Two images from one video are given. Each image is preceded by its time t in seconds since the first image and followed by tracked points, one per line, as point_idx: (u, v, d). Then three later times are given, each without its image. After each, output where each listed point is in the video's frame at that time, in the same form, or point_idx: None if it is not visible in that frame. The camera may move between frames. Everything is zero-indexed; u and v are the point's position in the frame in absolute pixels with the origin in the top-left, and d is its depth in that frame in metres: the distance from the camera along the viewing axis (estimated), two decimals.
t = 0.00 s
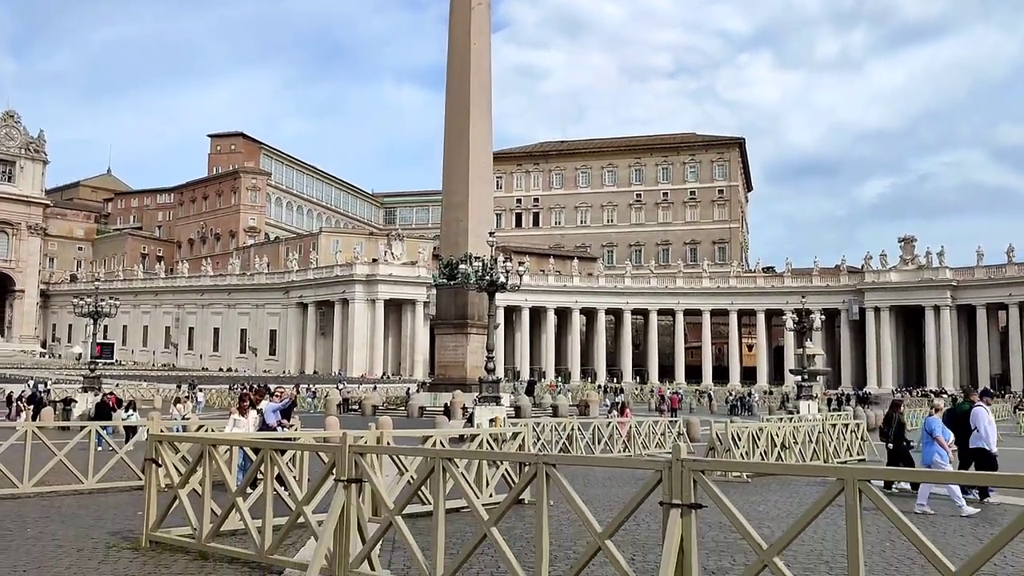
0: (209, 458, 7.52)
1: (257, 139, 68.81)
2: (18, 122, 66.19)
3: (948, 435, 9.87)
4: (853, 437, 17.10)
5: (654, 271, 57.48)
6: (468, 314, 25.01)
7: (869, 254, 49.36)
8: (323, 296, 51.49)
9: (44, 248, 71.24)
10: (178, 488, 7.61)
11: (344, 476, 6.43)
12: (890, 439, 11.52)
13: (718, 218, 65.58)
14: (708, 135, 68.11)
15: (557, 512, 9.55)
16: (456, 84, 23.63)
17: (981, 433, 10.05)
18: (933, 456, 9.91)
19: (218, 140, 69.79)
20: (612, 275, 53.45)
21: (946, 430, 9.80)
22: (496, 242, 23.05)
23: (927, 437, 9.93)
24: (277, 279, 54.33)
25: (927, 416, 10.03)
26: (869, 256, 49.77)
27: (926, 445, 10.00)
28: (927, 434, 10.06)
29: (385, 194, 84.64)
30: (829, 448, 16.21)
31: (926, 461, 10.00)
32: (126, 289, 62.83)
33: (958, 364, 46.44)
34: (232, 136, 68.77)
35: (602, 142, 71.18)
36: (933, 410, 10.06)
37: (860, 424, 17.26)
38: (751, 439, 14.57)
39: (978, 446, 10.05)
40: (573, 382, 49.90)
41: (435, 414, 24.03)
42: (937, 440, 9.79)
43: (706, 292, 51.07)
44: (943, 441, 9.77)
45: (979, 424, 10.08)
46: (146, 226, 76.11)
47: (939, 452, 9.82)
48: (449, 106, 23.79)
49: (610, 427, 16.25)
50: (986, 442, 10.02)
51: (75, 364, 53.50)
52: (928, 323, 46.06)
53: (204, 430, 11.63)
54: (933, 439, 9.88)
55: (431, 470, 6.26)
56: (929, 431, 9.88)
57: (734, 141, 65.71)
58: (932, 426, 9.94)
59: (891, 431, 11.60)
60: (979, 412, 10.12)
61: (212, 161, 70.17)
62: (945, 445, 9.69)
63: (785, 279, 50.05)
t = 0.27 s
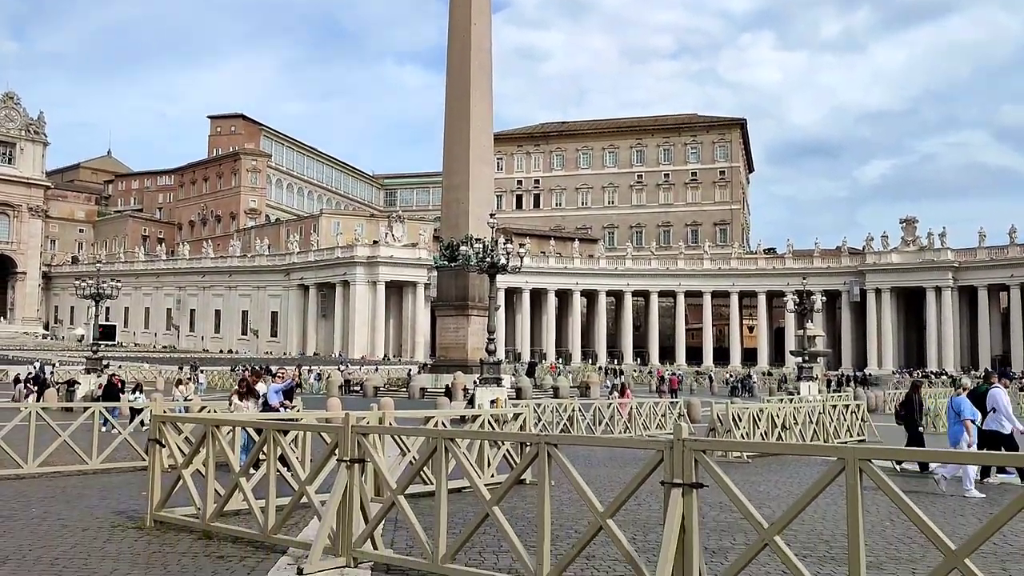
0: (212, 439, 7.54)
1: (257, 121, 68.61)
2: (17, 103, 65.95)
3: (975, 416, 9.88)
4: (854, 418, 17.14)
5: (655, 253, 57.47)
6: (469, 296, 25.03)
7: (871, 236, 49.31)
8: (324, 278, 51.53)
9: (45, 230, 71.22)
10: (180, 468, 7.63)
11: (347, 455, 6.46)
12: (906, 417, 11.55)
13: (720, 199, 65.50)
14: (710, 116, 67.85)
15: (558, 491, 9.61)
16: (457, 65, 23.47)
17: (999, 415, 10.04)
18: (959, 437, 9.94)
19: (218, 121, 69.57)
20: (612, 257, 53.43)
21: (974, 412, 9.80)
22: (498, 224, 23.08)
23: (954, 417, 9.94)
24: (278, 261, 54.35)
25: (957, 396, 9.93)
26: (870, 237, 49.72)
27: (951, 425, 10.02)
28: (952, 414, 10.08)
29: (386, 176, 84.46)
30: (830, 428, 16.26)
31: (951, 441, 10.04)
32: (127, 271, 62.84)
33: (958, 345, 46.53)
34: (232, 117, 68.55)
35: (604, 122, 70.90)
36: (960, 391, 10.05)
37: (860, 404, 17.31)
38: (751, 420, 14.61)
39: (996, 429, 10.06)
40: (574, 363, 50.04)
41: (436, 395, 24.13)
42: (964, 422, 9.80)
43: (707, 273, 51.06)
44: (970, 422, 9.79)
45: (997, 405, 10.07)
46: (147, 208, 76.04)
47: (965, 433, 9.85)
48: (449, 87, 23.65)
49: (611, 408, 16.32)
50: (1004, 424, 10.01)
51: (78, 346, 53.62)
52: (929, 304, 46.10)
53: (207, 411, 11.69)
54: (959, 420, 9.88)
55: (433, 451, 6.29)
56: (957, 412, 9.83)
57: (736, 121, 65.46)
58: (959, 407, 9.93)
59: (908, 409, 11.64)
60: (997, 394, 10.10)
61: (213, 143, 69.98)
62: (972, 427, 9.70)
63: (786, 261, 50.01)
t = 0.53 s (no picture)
0: (201, 424, 7.52)
1: (242, 105, 68.09)
2: None
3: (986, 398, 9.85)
4: (841, 401, 17.26)
5: (643, 236, 57.49)
6: (457, 281, 24.99)
7: (857, 219, 49.50)
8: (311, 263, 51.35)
9: (29, 216, 70.59)
10: (169, 454, 7.61)
11: (336, 440, 6.45)
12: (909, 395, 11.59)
13: (707, 182, 65.56)
14: (697, 99, 67.79)
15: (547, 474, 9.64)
16: (443, 49, 23.27)
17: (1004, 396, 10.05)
18: (968, 417, 9.89)
19: (203, 106, 69.01)
20: (600, 241, 53.43)
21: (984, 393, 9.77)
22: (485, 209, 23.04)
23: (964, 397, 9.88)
24: (265, 246, 54.11)
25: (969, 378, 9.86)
26: (857, 220, 49.91)
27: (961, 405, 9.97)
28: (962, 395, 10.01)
29: (372, 160, 84.08)
30: (816, 410, 16.37)
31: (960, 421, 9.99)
32: (113, 257, 62.39)
33: (943, 327, 46.87)
34: (217, 102, 68.01)
35: (591, 106, 70.72)
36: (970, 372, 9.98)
37: (847, 387, 17.44)
38: (739, 403, 14.70)
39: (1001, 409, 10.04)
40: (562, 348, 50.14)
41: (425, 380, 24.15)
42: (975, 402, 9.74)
43: (695, 257, 51.16)
44: (982, 403, 9.74)
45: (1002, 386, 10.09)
46: (131, 194, 75.46)
47: (975, 413, 9.83)
48: (436, 71, 23.46)
49: (600, 392, 16.37)
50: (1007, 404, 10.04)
51: (63, 333, 53.26)
52: (916, 287, 46.39)
53: (195, 397, 11.64)
54: (969, 401, 9.83)
55: (422, 435, 6.29)
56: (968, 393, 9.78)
57: (723, 105, 65.44)
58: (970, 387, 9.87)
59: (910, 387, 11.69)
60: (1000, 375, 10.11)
61: (197, 127, 69.43)
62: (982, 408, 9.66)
63: (773, 244, 50.17)
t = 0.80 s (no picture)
0: (174, 415, 7.47)
1: (212, 92, 67.28)
2: None
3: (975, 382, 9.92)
4: (811, 385, 17.48)
5: (617, 224, 57.63)
6: (431, 269, 25.09)
7: (827, 205, 50.00)
8: (283, 251, 51.01)
9: None
10: (142, 445, 7.56)
11: (311, 430, 6.44)
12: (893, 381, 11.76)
13: (679, 168, 65.88)
14: (669, 86, 67.98)
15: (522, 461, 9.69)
16: (415, 35, 23.10)
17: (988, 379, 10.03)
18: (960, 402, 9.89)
19: (171, 92, 68.09)
20: (574, 228, 53.51)
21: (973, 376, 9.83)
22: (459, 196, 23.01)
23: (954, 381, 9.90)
24: (236, 235, 53.64)
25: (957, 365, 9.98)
26: (827, 207, 50.41)
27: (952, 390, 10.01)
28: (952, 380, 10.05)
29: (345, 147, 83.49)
30: (787, 395, 16.57)
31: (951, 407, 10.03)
32: (81, 246, 61.46)
33: (912, 311, 47.58)
34: (186, 88, 67.14)
35: (564, 93, 70.66)
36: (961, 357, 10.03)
37: (817, 371, 17.68)
38: (711, 388, 14.85)
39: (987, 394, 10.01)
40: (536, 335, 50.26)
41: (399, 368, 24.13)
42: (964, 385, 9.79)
43: (668, 244, 51.44)
44: (971, 387, 9.78)
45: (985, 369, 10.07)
46: (99, 182, 74.39)
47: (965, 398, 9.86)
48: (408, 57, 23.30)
49: (574, 378, 16.46)
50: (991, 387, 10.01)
51: (31, 323, 52.49)
52: (885, 272, 47.00)
53: (167, 387, 11.54)
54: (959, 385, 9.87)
55: (397, 424, 6.30)
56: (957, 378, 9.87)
57: (695, 92, 65.69)
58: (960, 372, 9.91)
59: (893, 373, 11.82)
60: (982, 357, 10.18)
61: (166, 114, 68.51)
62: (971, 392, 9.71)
63: (745, 231, 50.56)
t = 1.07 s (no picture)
0: (138, 407, 7.35)
1: (171, 79, 66.14)
2: None
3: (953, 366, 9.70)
4: (775, 371, 17.70)
5: (581, 212, 57.77)
6: (396, 259, 24.75)
7: (789, 193, 50.59)
8: (245, 241, 50.47)
9: None
10: (105, 439, 7.42)
11: (279, 421, 6.37)
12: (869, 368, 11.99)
13: (644, 157, 66.22)
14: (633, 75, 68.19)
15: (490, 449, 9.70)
16: (379, 21, 22.86)
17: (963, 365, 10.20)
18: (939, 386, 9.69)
19: (129, 80, 66.83)
20: (539, 217, 53.52)
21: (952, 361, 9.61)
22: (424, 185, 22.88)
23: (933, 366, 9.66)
24: (197, 225, 52.93)
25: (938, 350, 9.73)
26: (789, 195, 51.00)
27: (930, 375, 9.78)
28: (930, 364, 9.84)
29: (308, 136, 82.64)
30: (751, 380, 16.76)
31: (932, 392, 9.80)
32: (36, 237, 60.10)
33: (871, 298, 48.41)
34: (144, 76, 65.95)
35: (529, 81, 70.56)
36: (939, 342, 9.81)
37: (780, 357, 17.91)
38: (677, 374, 14.99)
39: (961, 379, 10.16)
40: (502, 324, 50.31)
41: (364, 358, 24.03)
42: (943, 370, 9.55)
43: (633, 233, 51.71)
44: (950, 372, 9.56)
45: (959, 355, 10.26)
46: (55, 171, 72.86)
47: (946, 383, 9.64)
48: (372, 44, 23.07)
49: (541, 366, 16.51)
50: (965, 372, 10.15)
51: None
52: (845, 259, 47.72)
53: (129, 379, 11.38)
54: (938, 370, 9.65)
55: (365, 414, 6.25)
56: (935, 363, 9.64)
57: (659, 81, 66.01)
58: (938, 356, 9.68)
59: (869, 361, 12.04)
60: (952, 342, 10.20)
61: (124, 102, 67.24)
62: (950, 377, 9.51)
63: (708, 219, 51.00)
